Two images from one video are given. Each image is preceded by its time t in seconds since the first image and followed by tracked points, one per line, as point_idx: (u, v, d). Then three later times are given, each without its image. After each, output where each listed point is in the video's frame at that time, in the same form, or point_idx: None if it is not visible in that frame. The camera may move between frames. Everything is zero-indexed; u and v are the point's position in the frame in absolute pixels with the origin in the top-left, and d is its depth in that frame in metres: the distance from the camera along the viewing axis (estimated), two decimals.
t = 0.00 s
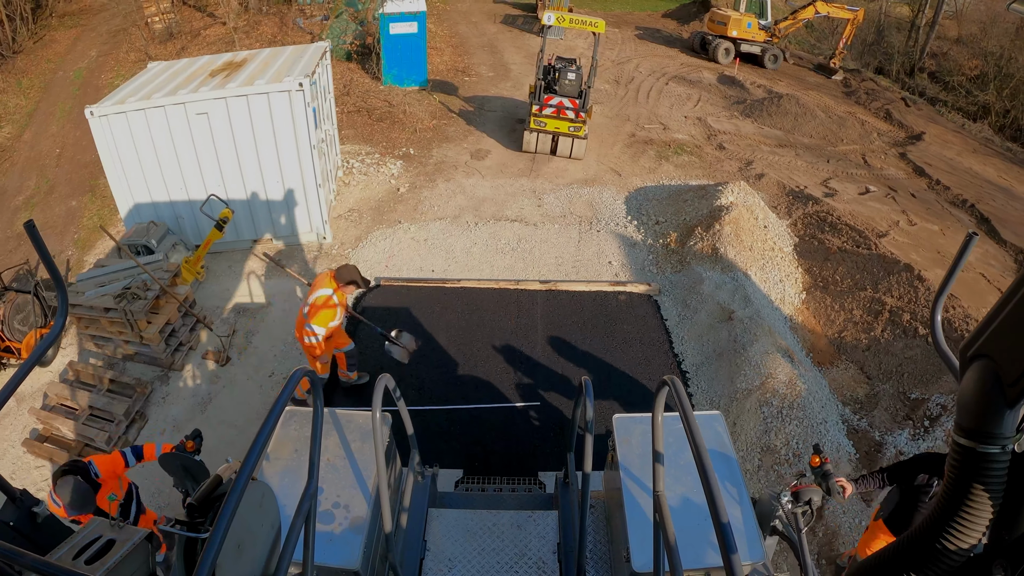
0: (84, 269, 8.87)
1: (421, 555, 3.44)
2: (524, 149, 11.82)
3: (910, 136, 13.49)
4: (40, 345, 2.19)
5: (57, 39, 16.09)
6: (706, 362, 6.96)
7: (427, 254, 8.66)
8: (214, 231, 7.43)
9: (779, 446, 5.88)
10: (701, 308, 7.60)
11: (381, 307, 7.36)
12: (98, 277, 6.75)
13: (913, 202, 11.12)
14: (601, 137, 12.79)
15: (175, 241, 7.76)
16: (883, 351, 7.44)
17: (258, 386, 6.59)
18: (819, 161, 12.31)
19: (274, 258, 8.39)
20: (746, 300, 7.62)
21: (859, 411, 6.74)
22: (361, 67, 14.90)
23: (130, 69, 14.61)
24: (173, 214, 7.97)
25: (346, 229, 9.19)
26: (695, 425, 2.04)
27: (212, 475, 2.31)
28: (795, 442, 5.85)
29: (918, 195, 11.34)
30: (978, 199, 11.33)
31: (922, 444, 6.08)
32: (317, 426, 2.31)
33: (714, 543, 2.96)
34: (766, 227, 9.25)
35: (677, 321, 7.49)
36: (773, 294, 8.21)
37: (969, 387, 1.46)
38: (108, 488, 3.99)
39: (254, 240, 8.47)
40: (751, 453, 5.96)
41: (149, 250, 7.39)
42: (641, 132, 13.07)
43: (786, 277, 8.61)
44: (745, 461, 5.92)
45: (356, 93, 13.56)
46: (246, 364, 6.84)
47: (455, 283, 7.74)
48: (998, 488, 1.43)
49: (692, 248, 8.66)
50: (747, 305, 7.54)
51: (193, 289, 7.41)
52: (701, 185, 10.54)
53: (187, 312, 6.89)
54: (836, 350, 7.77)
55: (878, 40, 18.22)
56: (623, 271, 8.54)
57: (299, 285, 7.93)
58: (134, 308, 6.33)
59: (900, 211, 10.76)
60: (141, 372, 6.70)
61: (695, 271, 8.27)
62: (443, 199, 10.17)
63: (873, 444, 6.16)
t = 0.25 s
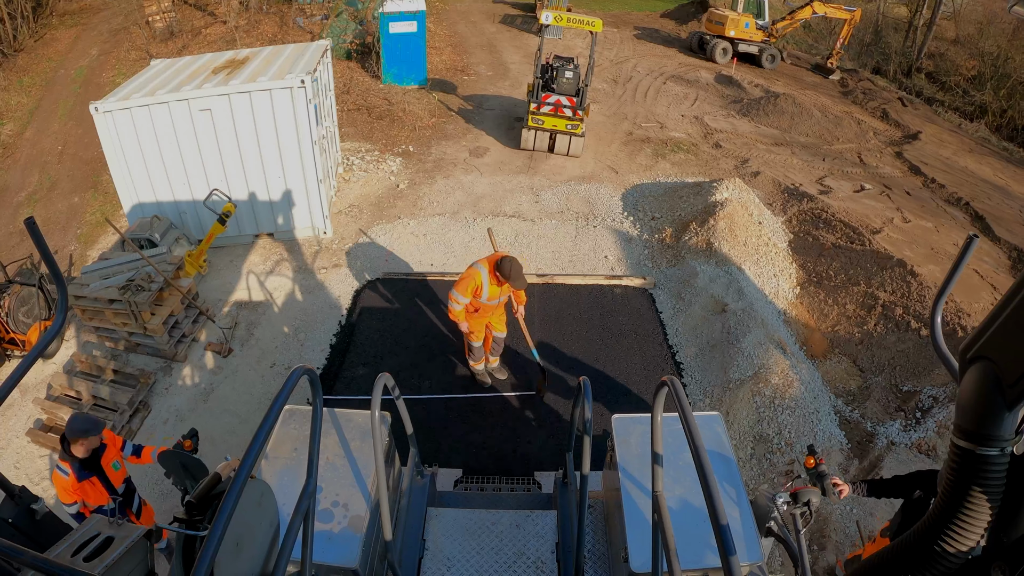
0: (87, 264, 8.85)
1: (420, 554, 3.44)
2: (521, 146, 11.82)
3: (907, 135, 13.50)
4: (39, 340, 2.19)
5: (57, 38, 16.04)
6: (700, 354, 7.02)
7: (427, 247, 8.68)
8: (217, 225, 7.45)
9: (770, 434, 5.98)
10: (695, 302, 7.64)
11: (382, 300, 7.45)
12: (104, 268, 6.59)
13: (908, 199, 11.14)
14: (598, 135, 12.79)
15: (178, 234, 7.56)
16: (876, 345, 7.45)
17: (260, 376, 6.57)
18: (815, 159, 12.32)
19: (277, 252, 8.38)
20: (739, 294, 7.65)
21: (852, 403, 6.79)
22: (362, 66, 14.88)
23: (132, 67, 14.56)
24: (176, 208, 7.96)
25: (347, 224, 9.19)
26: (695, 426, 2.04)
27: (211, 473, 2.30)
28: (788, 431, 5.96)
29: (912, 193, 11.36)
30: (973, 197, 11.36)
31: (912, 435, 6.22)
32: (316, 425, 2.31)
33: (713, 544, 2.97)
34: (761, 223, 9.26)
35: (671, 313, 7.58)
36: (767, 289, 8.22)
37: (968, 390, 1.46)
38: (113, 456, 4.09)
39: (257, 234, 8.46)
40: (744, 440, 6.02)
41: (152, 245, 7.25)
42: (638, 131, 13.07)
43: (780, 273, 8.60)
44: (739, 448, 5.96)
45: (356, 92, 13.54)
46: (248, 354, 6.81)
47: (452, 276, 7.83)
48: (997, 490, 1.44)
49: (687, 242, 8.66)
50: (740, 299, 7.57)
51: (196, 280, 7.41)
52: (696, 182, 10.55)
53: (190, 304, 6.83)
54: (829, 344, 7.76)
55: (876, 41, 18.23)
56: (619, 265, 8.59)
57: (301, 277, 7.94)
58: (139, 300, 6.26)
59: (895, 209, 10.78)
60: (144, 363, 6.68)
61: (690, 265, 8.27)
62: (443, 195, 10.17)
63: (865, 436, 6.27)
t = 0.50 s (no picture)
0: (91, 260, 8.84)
1: (419, 554, 3.44)
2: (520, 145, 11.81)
3: (903, 134, 13.53)
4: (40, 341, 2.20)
5: (59, 37, 16.02)
6: (695, 345, 7.03)
7: (428, 242, 8.70)
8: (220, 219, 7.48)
9: (765, 423, 6.02)
10: (691, 295, 7.64)
11: (381, 295, 7.46)
12: (110, 261, 6.57)
13: (903, 197, 11.16)
14: (597, 134, 12.80)
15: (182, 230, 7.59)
16: (870, 338, 7.49)
17: (262, 370, 6.56)
18: (812, 158, 12.34)
19: (279, 248, 8.38)
20: (734, 287, 7.69)
21: (846, 394, 6.87)
22: (362, 66, 14.87)
23: (134, 66, 14.54)
24: (180, 204, 7.96)
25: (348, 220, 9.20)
26: (694, 426, 2.04)
27: (210, 471, 2.29)
28: (782, 420, 6.02)
29: (908, 191, 11.39)
30: (968, 195, 11.39)
31: (904, 425, 6.26)
32: (315, 424, 2.31)
33: (711, 544, 2.97)
34: (756, 220, 9.32)
35: (666, 306, 7.57)
36: (763, 284, 8.28)
37: (968, 390, 1.46)
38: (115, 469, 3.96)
39: (259, 230, 8.45)
40: (738, 429, 6.06)
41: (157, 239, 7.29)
42: (636, 130, 13.07)
43: (776, 269, 8.69)
44: (733, 436, 6.01)
45: (356, 91, 13.53)
46: (252, 347, 6.83)
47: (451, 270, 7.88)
48: (995, 491, 1.44)
49: (683, 238, 8.71)
50: (734, 292, 7.61)
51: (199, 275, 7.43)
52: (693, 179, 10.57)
53: (195, 297, 6.87)
54: (824, 336, 7.81)
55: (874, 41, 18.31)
56: (617, 259, 8.61)
57: (303, 271, 7.95)
58: (145, 293, 6.29)
59: (890, 207, 10.81)
60: (149, 355, 6.72)
61: (686, 259, 8.30)
62: (443, 192, 10.18)
63: (858, 428, 6.35)
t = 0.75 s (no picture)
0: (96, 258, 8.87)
1: (420, 554, 3.43)
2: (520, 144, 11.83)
3: (901, 133, 13.54)
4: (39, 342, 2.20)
5: (60, 39, 16.02)
6: (692, 338, 7.09)
7: (427, 240, 8.67)
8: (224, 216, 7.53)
9: (761, 413, 6.09)
10: (687, 289, 7.69)
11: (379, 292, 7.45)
12: (116, 256, 6.63)
13: (899, 194, 11.19)
14: (595, 133, 12.81)
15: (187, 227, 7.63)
16: (865, 332, 7.52)
17: (264, 366, 6.57)
18: (808, 156, 12.35)
19: (281, 245, 8.39)
20: (730, 281, 7.74)
21: (840, 386, 6.92)
22: (363, 66, 14.87)
23: (136, 67, 14.54)
24: (184, 203, 7.98)
25: (350, 217, 9.21)
26: (694, 425, 2.04)
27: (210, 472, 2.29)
28: (777, 410, 6.07)
29: (904, 188, 11.41)
30: (964, 192, 11.41)
31: (898, 415, 6.30)
32: (315, 425, 2.31)
33: (712, 545, 2.96)
34: (753, 216, 9.34)
35: (664, 301, 7.62)
36: (758, 278, 8.31)
37: (968, 389, 1.47)
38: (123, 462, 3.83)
39: (263, 228, 8.47)
40: (733, 420, 6.12)
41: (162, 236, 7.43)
42: (634, 129, 13.09)
43: (772, 264, 8.72)
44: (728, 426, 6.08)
45: (357, 91, 13.53)
46: (256, 340, 6.89)
47: (452, 265, 7.99)
48: (996, 491, 1.44)
49: (680, 234, 8.70)
50: (730, 286, 7.64)
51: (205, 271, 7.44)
52: (691, 177, 10.58)
53: (200, 291, 6.92)
54: (818, 331, 7.83)
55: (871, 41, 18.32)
56: (615, 255, 8.63)
57: (303, 269, 7.95)
58: (151, 287, 6.36)
59: (886, 204, 10.83)
60: (155, 349, 6.77)
61: (682, 254, 8.34)
62: (443, 190, 10.19)
63: (852, 419, 6.40)
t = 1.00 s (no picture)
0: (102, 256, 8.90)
1: (422, 556, 3.43)
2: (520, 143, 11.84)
3: (898, 131, 13.55)
4: (41, 345, 2.22)
5: (62, 41, 16.03)
6: (690, 330, 7.13)
7: (429, 237, 8.71)
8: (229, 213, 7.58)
9: (758, 403, 6.15)
10: (685, 283, 7.70)
11: (380, 290, 7.48)
12: (124, 254, 6.89)
13: (896, 191, 11.20)
14: (594, 132, 12.82)
15: (192, 224, 7.92)
16: (862, 325, 7.53)
17: (266, 365, 6.57)
18: (806, 154, 12.35)
19: (284, 244, 8.40)
20: (728, 275, 7.77)
21: (837, 376, 6.95)
22: (363, 67, 14.85)
23: (138, 68, 14.55)
24: (190, 202, 8.03)
25: (352, 215, 9.23)
26: (696, 424, 2.04)
27: (212, 474, 2.29)
28: (773, 401, 6.13)
29: (901, 185, 11.43)
30: (961, 188, 11.42)
31: (894, 406, 6.36)
32: (317, 427, 2.31)
33: (714, 544, 2.96)
34: (750, 212, 9.36)
35: (663, 294, 7.66)
36: (755, 272, 8.33)
37: (969, 387, 1.47)
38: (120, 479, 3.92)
39: (267, 226, 8.50)
40: (730, 410, 6.20)
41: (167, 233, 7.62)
42: (633, 128, 13.09)
43: (769, 258, 8.72)
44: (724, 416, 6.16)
45: (359, 92, 13.54)
46: (261, 334, 6.95)
47: (454, 261, 8.04)
48: (998, 489, 1.44)
49: (678, 229, 8.74)
50: (728, 279, 7.68)
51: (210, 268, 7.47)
52: (689, 174, 10.59)
53: (206, 287, 6.94)
54: (816, 324, 7.84)
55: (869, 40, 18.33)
56: (614, 251, 8.65)
57: (307, 266, 7.99)
58: (158, 282, 6.41)
59: (883, 200, 10.85)
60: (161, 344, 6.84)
61: (680, 249, 8.37)
62: (444, 188, 10.21)
63: (847, 408, 6.44)
